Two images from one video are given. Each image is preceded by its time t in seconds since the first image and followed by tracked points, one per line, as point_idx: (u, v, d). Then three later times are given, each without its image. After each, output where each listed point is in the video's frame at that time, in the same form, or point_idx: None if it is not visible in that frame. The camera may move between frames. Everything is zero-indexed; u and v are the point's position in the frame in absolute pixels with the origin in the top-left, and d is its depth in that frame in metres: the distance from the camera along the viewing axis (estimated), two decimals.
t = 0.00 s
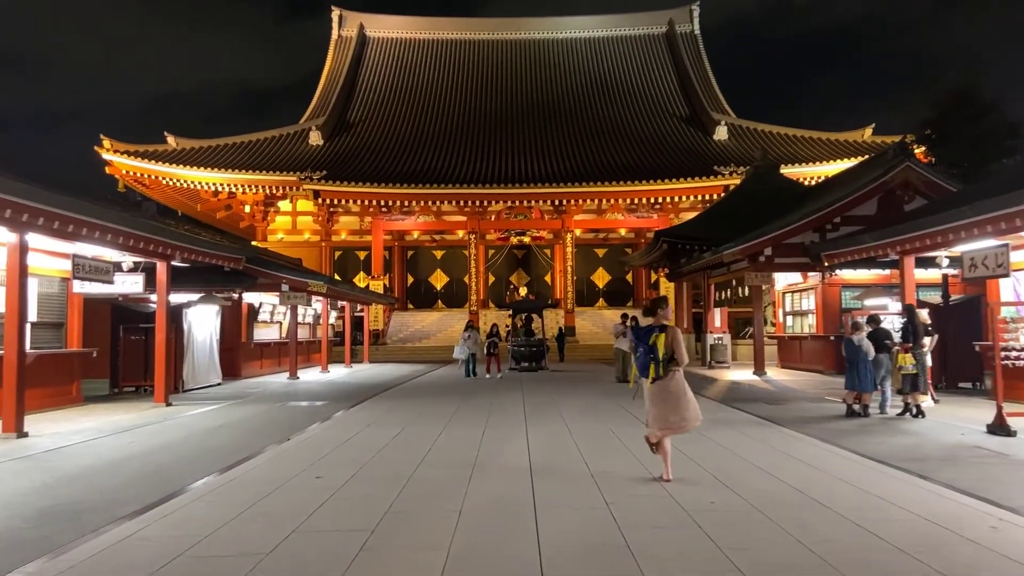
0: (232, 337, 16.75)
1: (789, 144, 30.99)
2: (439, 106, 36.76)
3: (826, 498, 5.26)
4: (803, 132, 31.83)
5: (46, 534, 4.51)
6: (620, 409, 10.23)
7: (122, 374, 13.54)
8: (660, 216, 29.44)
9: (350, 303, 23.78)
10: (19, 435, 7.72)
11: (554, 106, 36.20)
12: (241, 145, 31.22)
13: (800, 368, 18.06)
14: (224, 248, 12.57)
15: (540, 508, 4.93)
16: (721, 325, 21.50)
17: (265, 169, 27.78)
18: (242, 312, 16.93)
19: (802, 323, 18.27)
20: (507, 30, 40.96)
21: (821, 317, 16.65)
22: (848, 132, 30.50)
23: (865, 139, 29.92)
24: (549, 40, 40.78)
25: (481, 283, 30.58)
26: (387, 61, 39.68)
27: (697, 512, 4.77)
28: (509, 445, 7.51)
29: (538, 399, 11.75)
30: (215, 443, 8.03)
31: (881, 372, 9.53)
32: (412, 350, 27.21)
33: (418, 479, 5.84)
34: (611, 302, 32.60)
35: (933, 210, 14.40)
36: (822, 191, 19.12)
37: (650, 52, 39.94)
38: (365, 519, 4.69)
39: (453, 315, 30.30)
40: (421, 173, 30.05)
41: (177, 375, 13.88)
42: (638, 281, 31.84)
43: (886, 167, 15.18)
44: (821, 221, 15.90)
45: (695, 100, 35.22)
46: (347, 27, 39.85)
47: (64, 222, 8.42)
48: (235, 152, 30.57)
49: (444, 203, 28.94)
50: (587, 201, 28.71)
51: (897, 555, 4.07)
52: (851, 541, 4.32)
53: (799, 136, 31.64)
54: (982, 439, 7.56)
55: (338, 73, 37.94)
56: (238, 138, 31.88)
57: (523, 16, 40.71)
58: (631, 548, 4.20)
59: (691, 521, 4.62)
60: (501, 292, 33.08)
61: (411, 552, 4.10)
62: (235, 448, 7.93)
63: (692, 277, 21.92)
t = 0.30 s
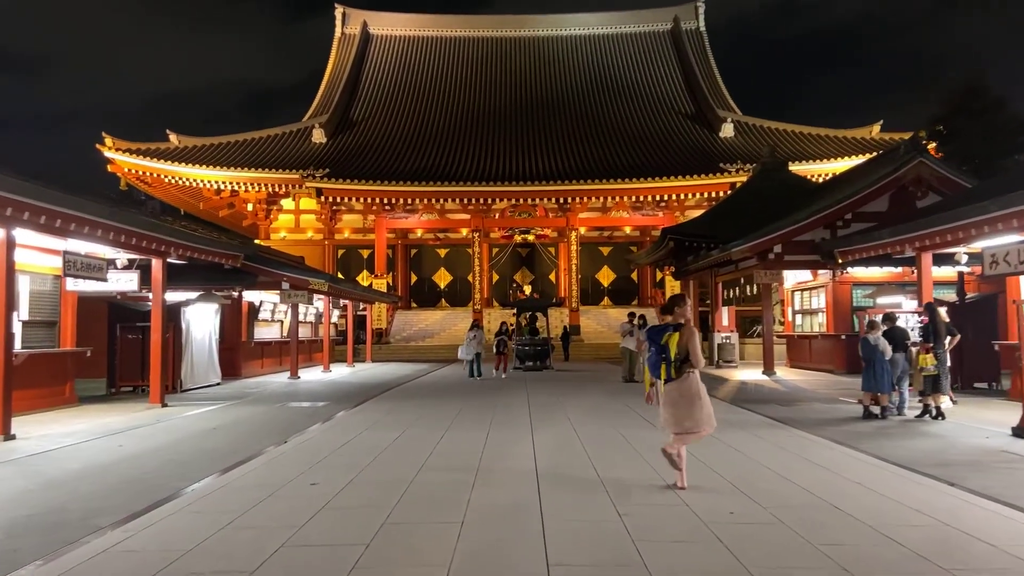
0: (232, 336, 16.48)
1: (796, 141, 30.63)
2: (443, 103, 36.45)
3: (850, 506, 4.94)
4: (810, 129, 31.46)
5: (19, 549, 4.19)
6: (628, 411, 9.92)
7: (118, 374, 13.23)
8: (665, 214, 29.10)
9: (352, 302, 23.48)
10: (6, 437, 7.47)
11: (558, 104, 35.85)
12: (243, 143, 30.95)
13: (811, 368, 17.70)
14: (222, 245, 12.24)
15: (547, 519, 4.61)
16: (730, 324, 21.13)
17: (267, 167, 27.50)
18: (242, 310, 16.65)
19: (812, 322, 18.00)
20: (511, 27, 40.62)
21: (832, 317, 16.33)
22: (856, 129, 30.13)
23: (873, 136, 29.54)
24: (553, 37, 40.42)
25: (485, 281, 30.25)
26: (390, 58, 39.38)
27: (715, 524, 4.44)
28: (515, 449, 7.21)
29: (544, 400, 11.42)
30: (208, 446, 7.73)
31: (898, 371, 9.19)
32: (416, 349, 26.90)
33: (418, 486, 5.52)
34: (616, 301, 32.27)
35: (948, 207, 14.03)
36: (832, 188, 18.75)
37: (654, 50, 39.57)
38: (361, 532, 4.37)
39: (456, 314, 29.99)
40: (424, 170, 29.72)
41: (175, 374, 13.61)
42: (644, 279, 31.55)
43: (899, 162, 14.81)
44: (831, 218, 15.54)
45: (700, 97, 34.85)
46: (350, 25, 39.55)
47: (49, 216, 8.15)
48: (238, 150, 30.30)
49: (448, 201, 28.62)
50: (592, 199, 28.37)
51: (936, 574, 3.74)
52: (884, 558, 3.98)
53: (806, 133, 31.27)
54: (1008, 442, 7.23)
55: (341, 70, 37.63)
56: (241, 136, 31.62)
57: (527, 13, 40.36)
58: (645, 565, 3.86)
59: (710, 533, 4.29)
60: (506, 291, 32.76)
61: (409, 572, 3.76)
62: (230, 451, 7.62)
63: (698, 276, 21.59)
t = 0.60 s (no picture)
0: (232, 334, 16.23)
1: (804, 136, 30.20)
2: (447, 99, 36.11)
3: (879, 517, 4.62)
4: (818, 124, 31.06)
5: None
6: (637, 412, 9.60)
7: (116, 374, 12.96)
8: (672, 210, 28.70)
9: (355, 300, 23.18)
10: None
11: (563, 99, 35.48)
12: (246, 139, 30.68)
13: (821, 367, 17.37)
14: (219, 241, 11.94)
15: (556, 534, 4.28)
16: (738, 321, 20.79)
17: (270, 164, 27.21)
18: (242, 308, 16.39)
19: (822, 319, 17.88)
20: (516, 23, 40.26)
21: (844, 315, 16.22)
22: (864, 124, 29.71)
23: (882, 131, 29.13)
24: (558, 32, 40.02)
25: (490, 278, 29.96)
26: (394, 54, 39.05)
27: (736, 538, 4.12)
28: (519, 452, 6.91)
29: (549, 400, 11.11)
30: (201, 448, 7.43)
31: (915, 370, 8.89)
32: (420, 347, 26.60)
33: (416, 494, 5.23)
34: (622, 298, 31.95)
35: (963, 202, 13.65)
36: (842, 183, 18.37)
37: (660, 44, 39.15)
38: (354, 548, 4.06)
39: (460, 312, 29.71)
40: (427, 167, 29.40)
41: (173, 373, 13.34)
42: (650, 276, 31.20)
43: (912, 156, 14.41)
44: (842, 213, 15.16)
45: (707, 92, 34.44)
46: (353, 20, 39.25)
47: (37, 210, 7.90)
48: (240, 146, 30.03)
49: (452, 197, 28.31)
50: (597, 195, 28.01)
51: None
52: None
53: (814, 128, 30.86)
54: None
55: (344, 66, 37.33)
56: (243, 132, 31.35)
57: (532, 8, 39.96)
58: None
59: (731, 549, 3.97)
60: (510, 288, 32.46)
61: None
62: (225, 453, 7.35)
63: (706, 272, 21.27)
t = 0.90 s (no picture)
0: (237, 328, 15.99)
1: (816, 128, 29.71)
2: (454, 92, 35.76)
3: (921, 525, 4.28)
4: (831, 115, 30.56)
5: None
6: (652, 409, 9.27)
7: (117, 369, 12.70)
8: (682, 203, 28.27)
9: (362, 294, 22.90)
10: None
11: (571, 91, 35.09)
12: (252, 133, 30.42)
13: (837, 362, 16.96)
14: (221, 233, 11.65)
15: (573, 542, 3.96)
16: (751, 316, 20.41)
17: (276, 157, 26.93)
18: (247, 302, 16.14)
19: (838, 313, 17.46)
20: (524, 15, 39.85)
21: (861, 309, 15.75)
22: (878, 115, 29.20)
23: (896, 122, 28.62)
24: (566, 24, 39.58)
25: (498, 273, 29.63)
26: (401, 47, 38.71)
27: (769, 548, 3.80)
28: (532, 452, 6.60)
29: (560, 397, 10.79)
30: (200, 447, 7.15)
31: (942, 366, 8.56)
32: (427, 342, 26.32)
33: (422, 498, 4.93)
34: (631, 292, 31.59)
35: (986, 193, 13.20)
36: (859, 174, 17.93)
37: (670, 36, 38.68)
38: (355, 559, 3.76)
39: (467, 307, 29.43)
40: (434, 160, 29.06)
41: (175, 368, 13.09)
42: (659, 270, 30.81)
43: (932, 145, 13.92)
44: (860, 204, 14.72)
45: (717, 84, 33.97)
46: (360, 13, 38.91)
47: (33, 200, 7.62)
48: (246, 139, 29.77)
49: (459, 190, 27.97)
50: (606, 187, 27.59)
51: None
52: None
53: (827, 120, 30.36)
54: None
55: (351, 59, 37.01)
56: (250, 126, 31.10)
57: None
58: None
59: (765, 561, 3.64)
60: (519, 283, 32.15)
61: None
62: (225, 452, 7.06)
63: (718, 265, 20.90)
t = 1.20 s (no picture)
0: (241, 322, 15.74)
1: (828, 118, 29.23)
2: (460, 83, 35.38)
3: (971, 541, 3.95)
4: (842, 106, 30.05)
5: None
6: (666, 407, 8.95)
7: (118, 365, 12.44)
8: (691, 195, 27.83)
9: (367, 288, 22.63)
10: None
11: (578, 83, 34.67)
12: (256, 125, 30.11)
13: (852, 356, 16.58)
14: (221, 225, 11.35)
15: (593, 560, 3.65)
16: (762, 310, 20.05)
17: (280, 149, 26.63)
18: (250, 296, 15.87)
19: (853, 308, 17.07)
20: (530, 5, 39.39)
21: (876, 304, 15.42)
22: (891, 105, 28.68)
23: (909, 112, 28.10)
24: (573, 14, 39.11)
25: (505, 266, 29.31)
26: (407, 38, 38.31)
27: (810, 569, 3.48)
28: (544, 454, 6.28)
29: (571, 394, 10.47)
30: (198, 447, 6.87)
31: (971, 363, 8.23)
32: (433, 336, 26.04)
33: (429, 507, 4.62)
34: (639, 285, 31.23)
35: (1008, 183, 12.77)
36: (874, 165, 17.50)
37: (678, 26, 38.20)
38: None
39: (474, 300, 29.14)
40: (439, 152, 28.70)
41: (177, 364, 12.83)
42: (668, 263, 30.44)
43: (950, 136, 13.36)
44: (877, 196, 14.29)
45: (726, 74, 33.49)
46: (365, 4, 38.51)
47: (25, 191, 7.32)
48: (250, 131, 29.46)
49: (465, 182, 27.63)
50: (614, 179, 27.19)
51: None
52: None
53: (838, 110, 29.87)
54: None
55: (356, 50, 36.65)
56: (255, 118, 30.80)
57: None
58: None
59: None
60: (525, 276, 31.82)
61: None
62: (224, 454, 6.77)
63: (730, 259, 20.53)
